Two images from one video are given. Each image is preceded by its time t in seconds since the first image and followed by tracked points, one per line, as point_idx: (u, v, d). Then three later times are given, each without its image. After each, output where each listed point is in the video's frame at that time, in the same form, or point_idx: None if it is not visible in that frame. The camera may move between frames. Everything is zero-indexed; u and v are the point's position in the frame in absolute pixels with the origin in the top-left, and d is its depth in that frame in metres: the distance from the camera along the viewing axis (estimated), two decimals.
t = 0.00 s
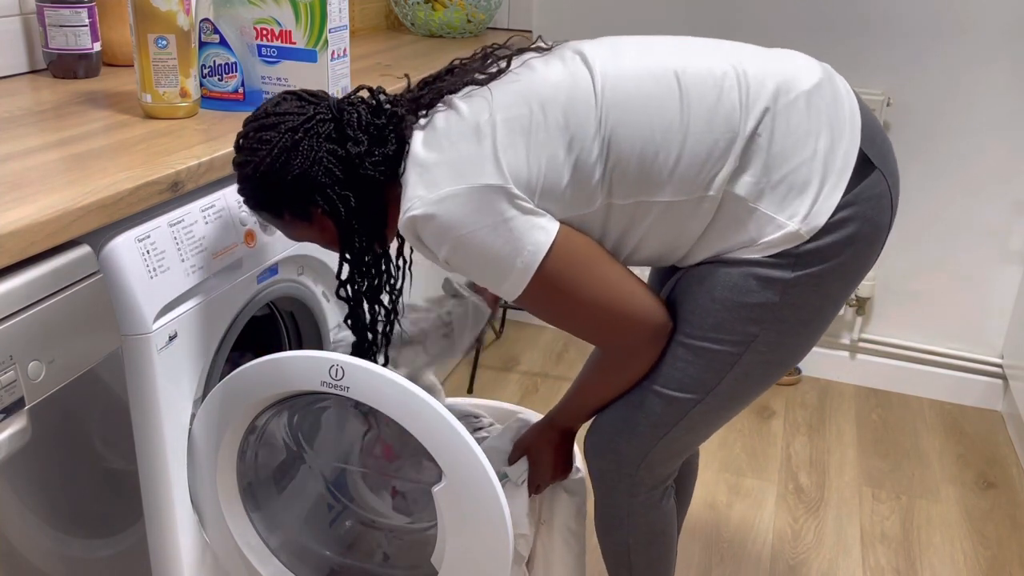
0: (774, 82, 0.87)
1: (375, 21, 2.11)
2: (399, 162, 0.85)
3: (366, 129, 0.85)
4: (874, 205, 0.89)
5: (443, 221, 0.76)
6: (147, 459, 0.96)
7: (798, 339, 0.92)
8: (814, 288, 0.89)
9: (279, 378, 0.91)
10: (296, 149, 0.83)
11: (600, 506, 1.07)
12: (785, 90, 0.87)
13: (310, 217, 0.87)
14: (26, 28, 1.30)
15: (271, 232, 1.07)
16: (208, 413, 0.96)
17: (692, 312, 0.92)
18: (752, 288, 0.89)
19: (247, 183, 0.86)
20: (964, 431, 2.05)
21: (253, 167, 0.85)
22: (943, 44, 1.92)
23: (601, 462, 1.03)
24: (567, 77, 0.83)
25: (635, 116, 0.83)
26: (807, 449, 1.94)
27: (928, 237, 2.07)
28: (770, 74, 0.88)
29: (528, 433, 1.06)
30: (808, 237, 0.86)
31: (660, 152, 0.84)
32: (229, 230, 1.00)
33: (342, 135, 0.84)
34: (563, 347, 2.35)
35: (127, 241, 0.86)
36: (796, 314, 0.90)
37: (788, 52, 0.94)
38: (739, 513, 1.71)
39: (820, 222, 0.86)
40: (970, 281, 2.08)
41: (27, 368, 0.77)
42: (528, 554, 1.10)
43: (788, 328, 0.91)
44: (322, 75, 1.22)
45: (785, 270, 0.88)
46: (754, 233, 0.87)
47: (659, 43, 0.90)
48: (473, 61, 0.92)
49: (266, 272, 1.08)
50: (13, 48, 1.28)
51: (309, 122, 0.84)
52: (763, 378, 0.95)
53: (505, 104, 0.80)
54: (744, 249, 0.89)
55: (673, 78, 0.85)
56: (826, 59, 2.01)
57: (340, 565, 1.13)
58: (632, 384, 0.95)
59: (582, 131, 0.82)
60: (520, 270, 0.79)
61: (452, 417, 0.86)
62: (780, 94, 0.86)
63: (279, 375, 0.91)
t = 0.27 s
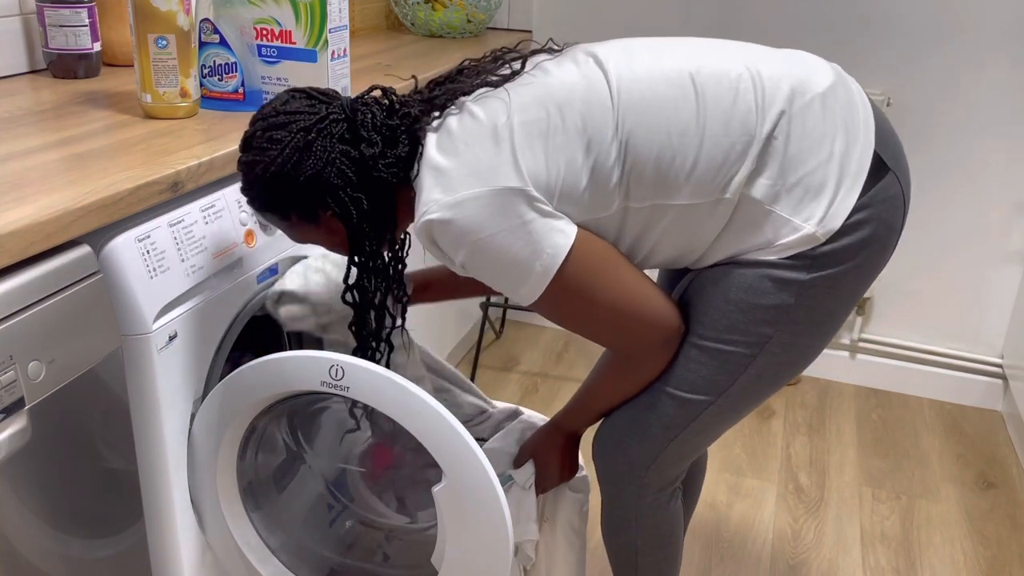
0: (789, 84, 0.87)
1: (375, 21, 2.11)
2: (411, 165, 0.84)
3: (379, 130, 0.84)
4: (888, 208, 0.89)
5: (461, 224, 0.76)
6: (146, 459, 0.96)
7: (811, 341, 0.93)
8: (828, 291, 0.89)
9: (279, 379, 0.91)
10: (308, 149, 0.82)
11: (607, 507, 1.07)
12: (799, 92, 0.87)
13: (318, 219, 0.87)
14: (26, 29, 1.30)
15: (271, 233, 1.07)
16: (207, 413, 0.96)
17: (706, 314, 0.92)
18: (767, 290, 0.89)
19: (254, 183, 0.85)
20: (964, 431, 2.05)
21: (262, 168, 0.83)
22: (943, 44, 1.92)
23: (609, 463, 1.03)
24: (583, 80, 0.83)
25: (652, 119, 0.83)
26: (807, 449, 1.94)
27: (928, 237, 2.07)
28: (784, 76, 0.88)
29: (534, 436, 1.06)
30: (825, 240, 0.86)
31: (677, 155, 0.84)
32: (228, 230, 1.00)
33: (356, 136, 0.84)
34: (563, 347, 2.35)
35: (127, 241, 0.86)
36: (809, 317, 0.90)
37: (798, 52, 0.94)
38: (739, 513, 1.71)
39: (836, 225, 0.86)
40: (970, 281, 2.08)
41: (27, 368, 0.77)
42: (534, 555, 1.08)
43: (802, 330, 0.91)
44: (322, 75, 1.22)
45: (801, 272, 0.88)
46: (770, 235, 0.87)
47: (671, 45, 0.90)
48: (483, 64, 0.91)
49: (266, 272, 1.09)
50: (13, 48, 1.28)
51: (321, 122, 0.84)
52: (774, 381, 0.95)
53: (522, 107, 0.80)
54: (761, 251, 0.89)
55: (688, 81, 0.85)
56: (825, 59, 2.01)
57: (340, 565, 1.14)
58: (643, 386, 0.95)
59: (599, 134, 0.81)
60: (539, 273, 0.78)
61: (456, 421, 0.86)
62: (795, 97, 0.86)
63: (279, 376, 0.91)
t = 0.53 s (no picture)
0: (796, 86, 0.87)
1: (375, 21, 2.11)
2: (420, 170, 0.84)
3: (387, 136, 0.84)
4: (898, 206, 0.89)
5: (472, 230, 0.75)
6: (146, 459, 0.95)
7: (820, 343, 0.93)
8: (839, 292, 0.89)
9: (279, 378, 0.91)
10: (317, 157, 0.82)
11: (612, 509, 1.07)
12: (805, 93, 0.87)
13: (325, 228, 0.86)
14: (26, 28, 1.30)
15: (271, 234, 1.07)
16: (207, 414, 0.96)
17: (717, 316, 0.92)
18: (778, 291, 0.88)
19: (261, 194, 0.84)
20: (964, 431, 2.05)
21: (269, 177, 0.82)
22: (942, 44, 1.92)
23: (617, 466, 1.02)
24: (591, 84, 0.83)
25: (660, 123, 0.83)
26: (807, 449, 1.94)
27: (928, 237, 2.07)
28: (790, 77, 0.88)
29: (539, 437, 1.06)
30: (835, 240, 0.86)
31: (687, 158, 0.84)
32: (228, 230, 1.00)
33: (364, 143, 0.83)
34: (563, 347, 2.35)
35: (127, 241, 0.86)
36: (820, 318, 0.90)
37: (802, 52, 0.94)
38: (739, 513, 1.71)
39: (846, 225, 0.86)
40: (970, 281, 2.08)
41: (27, 368, 0.77)
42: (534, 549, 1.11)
43: (813, 332, 0.91)
44: (322, 75, 1.22)
45: (812, 273, 0.88)
46: (781, 237, 0.87)
47: (677, 48, 0.90)
48: (489, 71, 0.92)
49: (266, 272, 1.09)
50: (13, 48, 1.28)
51: (330, 129, 0.83)
52: (784, 382, 0.95)
53: (531, 112, 0.80)
54: (772, 253, 0.89)
55: (695, 83, 0.85)
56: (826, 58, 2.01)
57: (339, 565, 1.14)
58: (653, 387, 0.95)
59: (609, 139, 0.82)
60: (551, 278, 0.78)
61: (459, 423, 0.86)
62: (802, 98, 0.86)
63: (279, 376, 0.91)
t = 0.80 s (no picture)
0: (792, 86, 0.87)
1: (375, 21, 2.11)
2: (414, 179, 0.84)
3: (379, 147, 0.84)
4: (897, 203, 0.89)
5: (470, 239, 0.75)
6: (146, 459, 0.95)
7: (821, 342, 0.93)
8: (840, 291, 0.89)
9: (279, 378, 0.91)
10: (309, 171, 0.82)
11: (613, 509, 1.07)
12: (802, 93, 0.87)
13: (320, 239, 0.86)
14: (26, 28, 1.30)
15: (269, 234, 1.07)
16: (206, 415, 0.96)
17: (717, 316, 0.92)
18: (779, 291, 0.89)
19: (254, 209, 0.84)
20: (964, 431, 2.05)
21: (262, 192, 0.82)
22: (942, 44, 1.92)
23: (619, 467, 1.02)
24: (586, 87, 0.83)
25: (657, 125, 0.83)
26: (807, 450, 1.94)
27: (928, 237, 2.07)
28: (787, 77, 0.88)
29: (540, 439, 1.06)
30: (836, 238, 0.86)
31: (684, 160, 0.83)
32: (228, 231, 1.00)
33: (357, 154, 0.83)
34: (563, 347, 2.35)
35: (127, 240, 0.86)
36: (821, 318, 0.90)
37: (799, 52, 0.94)
38: (739, 513, 1.71)
39: (846, 224, 0.86)
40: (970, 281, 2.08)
41: (27, 368, 0.77)
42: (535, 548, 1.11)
43: (814, 331, 0.91)
44: (322, 75, 1.23)
45: (813, 272, 0.88)
46: (780, 237, 0.87)
47: (671, 50, 0.90)
48: (483, 76, 0.91)
49: (266, 272, 1.08)
50: (13, 48, 1.28)
51: (321, 142, 0.83)
52: (785, 382, 0.95)
53: (527, 117, 0.79)
54: (771, 253, 0.89)
55: (691, 85, 0.85)
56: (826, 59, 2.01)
57: (339, 565, 1.15)
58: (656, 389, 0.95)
59: (606, 143, 0.81)
60: (550, 285, 0.78)
61: (460, 425, 0.86)
62: (798, 98, 0.86)
63: (279, 376, 0.91)
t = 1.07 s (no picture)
0: (786, 86, 0.87)
1: (375, 21, 2.11)
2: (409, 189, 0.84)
3: (375, 156, 0.84)
4: (894, 203, 0.89)
5: (462, 241, 0.75)
6: (146, 457, 0.96)
7: (818, 342, 0.93)
8: (836, 291, 0.89)
9: (279, 379, 0.91)
10: (305, 180, 0.82)
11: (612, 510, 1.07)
12: (796, 94, 0.87)
13: (316, 247, 0.86)
14: (26, 28, 1.30)
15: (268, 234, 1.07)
16: (206, 415, 0.96)
17: (714, 316, 0.92)
18: (775, 291, 0.89)
19: (250, 217, 0.84)
20: (964, 431, 2.05)
21: (258, 201, 0.82)
22: (943, 44, 1.92)
23: (617, 468, 1.02)
24: (578, 90, 0.83)
25: (651, 127, 0.83)
26: (807, 450, 1.94)
27: (928, 237, 2.07)
28: (781, 78, 0.88)
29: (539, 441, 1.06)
30: (831, 237, 0.86)
31: (678, 161, 0.83)
32: (227, 231, 0.99)
33: (353, 163, 0.83)
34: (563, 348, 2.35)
35: (127, 240, 0.86)
36: (817, 318, 0.90)
37: (795, 52, 0.94)
38: (739, 513, 1.71)
39: (842, 223, 0.86)
40: (970, 281, 2.08)
41: (27, 368, 0.77)
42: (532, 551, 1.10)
43: (810, 331, 0.91)
44: (322, 75, 1.22)
45: (809, 273, 0.88)
46: (775, 238, 0.87)
47: (665, 52, 0.90)
48: (476, 81, 0.91)
49: (266, 272, 1.08)
50: (13, 48, 1.28)
51: (318, 150, 0.83)
52: (782, 382, 0.95)
53: (518, 121, 0.80)
54: (766, 254, 0.89)
55: (684, 87, 0.85)
56: (826, 58, 2.01)
57: (340, 566, 1.14)
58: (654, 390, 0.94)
59: (599, 145, 0.81)
60: (544, 287, 0.78)
61: (461, 425, 0.86)
62: (793, 98, 0.86)
63: (279, 376, 0.91)
